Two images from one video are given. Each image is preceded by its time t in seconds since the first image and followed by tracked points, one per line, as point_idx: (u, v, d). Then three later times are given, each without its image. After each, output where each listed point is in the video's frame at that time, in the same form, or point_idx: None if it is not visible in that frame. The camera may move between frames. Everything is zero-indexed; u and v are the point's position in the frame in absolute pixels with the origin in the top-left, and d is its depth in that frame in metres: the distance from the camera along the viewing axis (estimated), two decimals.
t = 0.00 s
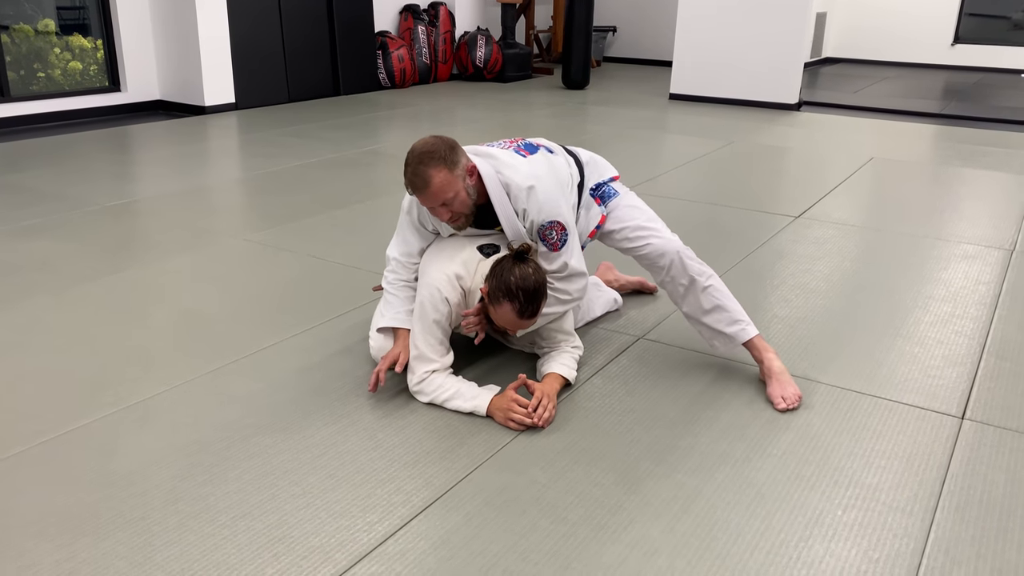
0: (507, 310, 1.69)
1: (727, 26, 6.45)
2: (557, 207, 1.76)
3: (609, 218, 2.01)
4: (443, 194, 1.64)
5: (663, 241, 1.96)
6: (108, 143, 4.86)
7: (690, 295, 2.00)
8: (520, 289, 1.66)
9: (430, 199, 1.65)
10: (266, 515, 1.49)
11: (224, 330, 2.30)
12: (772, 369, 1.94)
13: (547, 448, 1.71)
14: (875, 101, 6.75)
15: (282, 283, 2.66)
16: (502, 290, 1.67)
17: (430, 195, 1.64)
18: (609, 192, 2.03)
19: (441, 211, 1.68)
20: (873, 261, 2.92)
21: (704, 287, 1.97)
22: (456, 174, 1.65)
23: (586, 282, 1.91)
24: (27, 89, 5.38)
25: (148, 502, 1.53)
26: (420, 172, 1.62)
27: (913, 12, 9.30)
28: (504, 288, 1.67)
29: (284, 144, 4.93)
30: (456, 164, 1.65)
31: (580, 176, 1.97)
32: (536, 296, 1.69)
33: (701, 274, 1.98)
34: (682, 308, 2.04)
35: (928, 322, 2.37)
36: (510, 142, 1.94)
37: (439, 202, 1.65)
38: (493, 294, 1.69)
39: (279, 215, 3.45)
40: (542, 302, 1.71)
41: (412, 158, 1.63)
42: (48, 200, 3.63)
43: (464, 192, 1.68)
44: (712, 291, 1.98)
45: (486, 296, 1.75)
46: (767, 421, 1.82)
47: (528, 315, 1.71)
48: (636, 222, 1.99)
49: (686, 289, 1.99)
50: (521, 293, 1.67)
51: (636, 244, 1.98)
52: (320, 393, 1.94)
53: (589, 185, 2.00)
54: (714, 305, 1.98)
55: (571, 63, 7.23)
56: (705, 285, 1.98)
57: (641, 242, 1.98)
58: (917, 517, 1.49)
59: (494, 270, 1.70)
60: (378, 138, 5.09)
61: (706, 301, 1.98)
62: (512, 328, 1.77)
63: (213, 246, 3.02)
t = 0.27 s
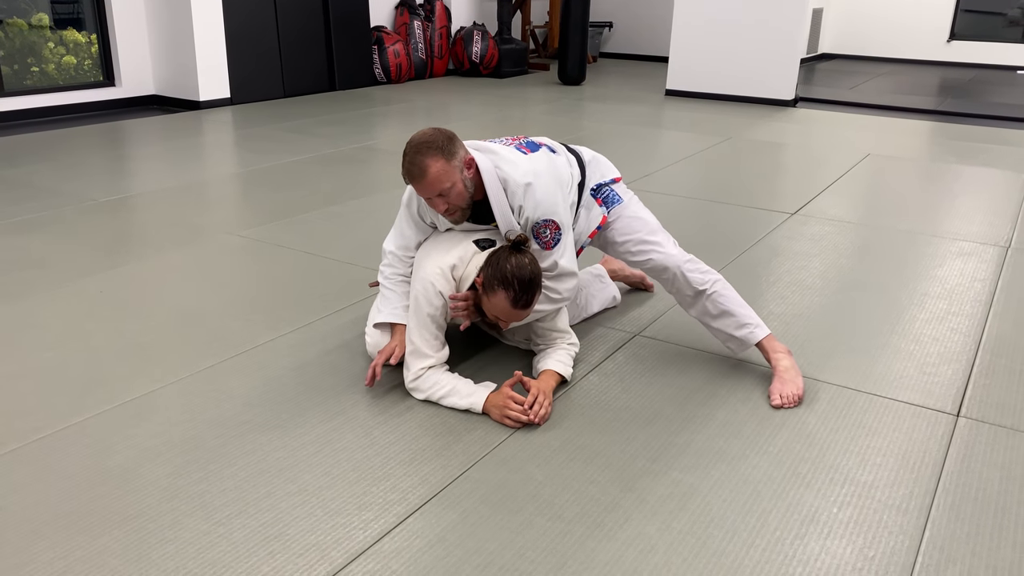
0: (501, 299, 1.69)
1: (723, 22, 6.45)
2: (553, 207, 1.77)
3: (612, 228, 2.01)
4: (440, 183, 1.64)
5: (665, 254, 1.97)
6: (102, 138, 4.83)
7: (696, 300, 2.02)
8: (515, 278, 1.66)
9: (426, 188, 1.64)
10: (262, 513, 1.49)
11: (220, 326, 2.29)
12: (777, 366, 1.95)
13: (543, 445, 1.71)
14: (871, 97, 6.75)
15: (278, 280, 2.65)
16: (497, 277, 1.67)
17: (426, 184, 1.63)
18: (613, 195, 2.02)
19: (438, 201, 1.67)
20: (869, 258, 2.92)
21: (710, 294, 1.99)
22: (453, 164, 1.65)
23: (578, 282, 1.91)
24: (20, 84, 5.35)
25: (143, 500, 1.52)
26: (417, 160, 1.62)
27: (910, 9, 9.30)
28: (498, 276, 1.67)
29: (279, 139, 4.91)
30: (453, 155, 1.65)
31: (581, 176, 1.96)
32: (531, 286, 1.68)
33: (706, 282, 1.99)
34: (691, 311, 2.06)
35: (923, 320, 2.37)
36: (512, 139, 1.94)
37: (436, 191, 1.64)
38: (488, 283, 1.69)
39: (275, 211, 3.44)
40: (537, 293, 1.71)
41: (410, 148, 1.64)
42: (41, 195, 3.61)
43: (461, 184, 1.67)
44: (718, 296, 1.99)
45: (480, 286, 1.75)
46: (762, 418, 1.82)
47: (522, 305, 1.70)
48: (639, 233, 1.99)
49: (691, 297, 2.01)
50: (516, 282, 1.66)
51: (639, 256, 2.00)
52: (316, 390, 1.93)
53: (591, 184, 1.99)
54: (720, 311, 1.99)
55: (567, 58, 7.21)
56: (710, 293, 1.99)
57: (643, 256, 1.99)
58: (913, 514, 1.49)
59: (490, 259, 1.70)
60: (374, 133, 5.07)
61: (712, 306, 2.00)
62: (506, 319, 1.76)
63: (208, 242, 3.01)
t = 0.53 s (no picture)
0: (501, 299, 1.69)
1: (719, 20, 6.46)
2: (548, 193, 1.77)
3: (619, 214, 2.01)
4: (437, 158, 1.65)
5: (675, 239, 1.98)
6: (98, 137, 4.82)
7: (700, 290, 2.02)
8: (514, 278, 1.66)
9: (426, 168, 1.64)
10: (260, 510, 1.49)
11: (217, 325, 2.29)
12: (781, 357, 1.96)
13: (539, 442, 1.71)
14: (867, 95, 6.77)
15: (274, 278, 2.66)
16: (496, 278, 1.67)
17: (425, 163, 1.64)
18: (618, 189, 2.03)
19: (442, 178, 1.67)
20: (864, 255, 2.93)
21: (715, 284, 2.00)
22: (444, 141, 1.67)
23: (575, 269, 1.90)
24: (15, 82, 5.33)
25: (141, 497, 1.52)
26: (409, 145, 1.63)
27: (906, 7, 9.32)
28: (497, 276, 1.67)
29: (275, 137, 4.90)
30: (440, 133, 1.68)
31: (581, 171, 1.96)
32: (530, 285, 1.69)
33: (712, 271, 2.00)
34: (691, 303, 2.06)
35: (918, 316, 2.38)
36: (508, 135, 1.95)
37: (437, 168, 1.65)
38: (487, 283, 1.70)
39: (271, 209, 3.44)
40: (536, 291, 1.71)
41: (398, 141, 1.66)
42: (37, 194, 3.60)
43: (456, 158, 1.69)
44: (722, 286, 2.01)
45: (479, 286, 1.75)
46: (758, 414, 1.83)
47: (521, 304, 1.70)
48: (648, 219, 1.99)
49: (696, 286, 2.01)
50: (516, 282, 1.67)
51: (648, 242, 1.99)
52: (313, 388, 1.94)
53: (592, 179, 2.00)
54: (725, 301, 2.00)
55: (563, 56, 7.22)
56: (716, 282, 2.00)
57: (651, 240, 1.99)
58: (908, 509, 1.50)
59: (489, 259, 1.71)
60: (370, 132, 5.07)
61: (717, 296, 2.00)
62: (506, 318, 1.76)
63: (205, 240, 3.01)
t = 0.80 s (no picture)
0: (495, 301, 1.70)
1: (714, 20, 6.47)
2: (538, 179, 1.75)
3: (626, 207, 1.99)
4: (421, 150, 1.67)
5: (684, 231, 1.95)
6: (94, 139, 4.82)
7: (710, 285, 1.98)
8: (508, 279, 1.67)
9: (410, 161, 1.67)
10: (256, 509, 1.50)
11: (213, 326, 2.29)
12: (783, 357, 1.95)
13: (534, 440, 1.72)
14: (862, 94, 6.79)
15: (270, 279, 2.66)
16: (490, 280, 1.68)
17: (409, 156, 1.66)
18: (623, 184, 2.02)
19: (427, 170, 1.68)
20: (858, 253, 2.94)
21: (725, 278, 1.96)
22: (427, 134, 1.71)
23: (572, 260, 1.84)
24: (11, 85, 5.33)
25: (137, 497, 1.53)
26: (392, 140, 1.67)
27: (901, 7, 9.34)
28: (492, 277, 1.68)
29: (271, 139, 4.91)
30: (423, 128, 1.71)
31: (581, 166, 1.96)
32: (524, 287, 1.69)
33: (722, 265, 1.96)
34: (700, 300, 2.02)
35: (913, 314, 2.39)
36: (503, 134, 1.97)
37: (421, 160, 1.67)
38: (481, 284, 1.70)
39: (267, 211, 3.44)
40: (530, 292, 1.72)
41: (382, 141, 1.70)
42: (32, 196, 3.60)
43: (442, 151, 1.71)
44: (732, 282, 1.97)
45: (474, 287, 1.75)
46: (753, 412, 1.83)
47: (516, 305, 1.71)
48: (656, 211, 1.97)
49: (706, 280, 1.97)
50: (510, 284, 1.67)
51: (656, 234, 1.96)
52: (309, 388, 1.94)
53: (594, 174, 1.99)
54: (735, 297, 1.97)
55: (559, 57, 7.23)
56: (726, 277, 1.96)
57: (661, 231, 1.96)
58: (900, 505, 1.51)
59: (483, 261, 1.71)
60: (366, 133, 5.07)
61: (726, 291, 1.97)
62: (500, 319, 1.77)
63: (201, 242, 3.01)
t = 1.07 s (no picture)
0: (488, 310, 1.71)
1: (710, 25, 6.50)
2: (530, 188, 1.76)
3: (623, 214, 2.00)
4: (414, 158, 1.68)
5: (680, 237, 1.94)
6: (92, 147, 4.83)
7: (708, 291, 1.97)
8: (501, 288, 1.68)
9: (402, 168, 1.68)
10: (254, 516, 1.50)
11: (211, 333, 2.30)
12: (782, 366, 1.96)
13: (530, 445, 1.73)
14: (859, 98, 6.81)
15: (268, 285, 2.67)
16: (484, 288, 1.69)
17: (401, 163, 1.68)
18: (621, 192, 2.02)
19: (419, 178, 1.70)
20: (854, 257, 2.95)
21: (722, 284, 1.96)
22: (421, 141, 1.72)
23: (567, 267, 1.86)
24: (10, 93, 5.34)
25: (136, 505, 1.53)
26: (385, 147, 1.68)
27: (898, 11, 9.38)
28: (484, 286, 1.69)
29: (269, 146, 4.92)
30: (417, 136, 1.72)
31: (579, 175, 1.97)
32: (517, 295, 1.70)
33: (719, 271, 1.95)
34: (700, 305, 2.01)
35: (908, 317, 2.40)
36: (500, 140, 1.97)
37: (413, 167, 1.68)
38: (474, 292, 1.71)
39: (265, 217, 3.45)
40: (524, 301, 1.73)
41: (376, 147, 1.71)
42: (31, 204, 3.61)
43: (435, 158, 1.72)
44: (730, 287, 1.97)
45: (468, 295, 1.76)
46: (748, 416, 1.84)
47: (509, 314, 1.72)
48: (653, 218, 1.97)
49: (704, 286, 1.97)
50: (503, 293, 1.68)
51: (653, 241, 1.96)
52: (306, 394, 1.95)
53: (593, 183, 2.00)
54: (734, 303, 1.96)
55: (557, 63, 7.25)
56: (723, 283, 1.96)
57: (657, 237, 1.95)
58: (895, 508, 1.51)
59: (477, 270, 1.72)
60: (364, 139, 5.08)
61: (725, 297, 1.96)
62: (494, 327, 1.78)
63: (199, 249, 3.02)
